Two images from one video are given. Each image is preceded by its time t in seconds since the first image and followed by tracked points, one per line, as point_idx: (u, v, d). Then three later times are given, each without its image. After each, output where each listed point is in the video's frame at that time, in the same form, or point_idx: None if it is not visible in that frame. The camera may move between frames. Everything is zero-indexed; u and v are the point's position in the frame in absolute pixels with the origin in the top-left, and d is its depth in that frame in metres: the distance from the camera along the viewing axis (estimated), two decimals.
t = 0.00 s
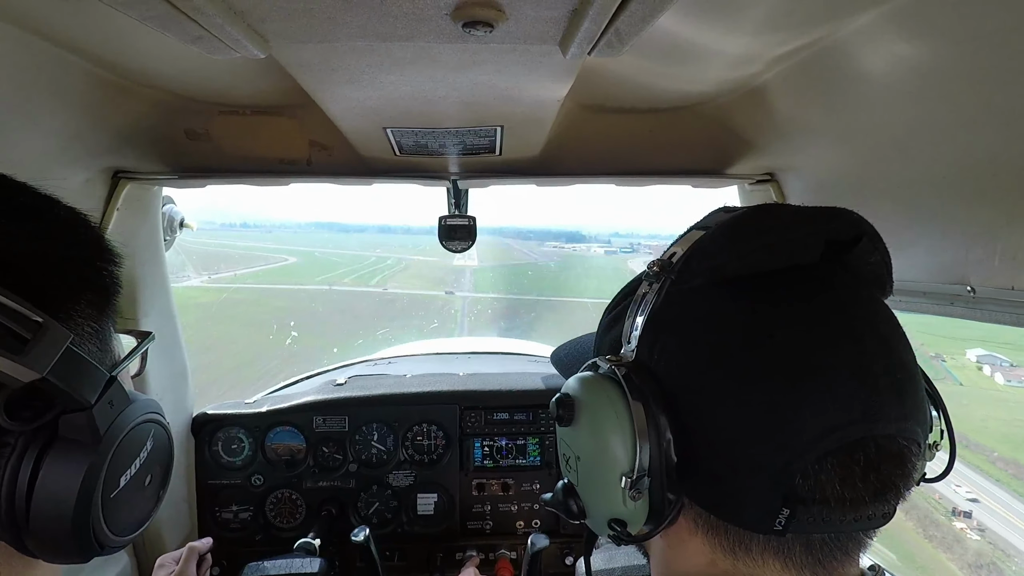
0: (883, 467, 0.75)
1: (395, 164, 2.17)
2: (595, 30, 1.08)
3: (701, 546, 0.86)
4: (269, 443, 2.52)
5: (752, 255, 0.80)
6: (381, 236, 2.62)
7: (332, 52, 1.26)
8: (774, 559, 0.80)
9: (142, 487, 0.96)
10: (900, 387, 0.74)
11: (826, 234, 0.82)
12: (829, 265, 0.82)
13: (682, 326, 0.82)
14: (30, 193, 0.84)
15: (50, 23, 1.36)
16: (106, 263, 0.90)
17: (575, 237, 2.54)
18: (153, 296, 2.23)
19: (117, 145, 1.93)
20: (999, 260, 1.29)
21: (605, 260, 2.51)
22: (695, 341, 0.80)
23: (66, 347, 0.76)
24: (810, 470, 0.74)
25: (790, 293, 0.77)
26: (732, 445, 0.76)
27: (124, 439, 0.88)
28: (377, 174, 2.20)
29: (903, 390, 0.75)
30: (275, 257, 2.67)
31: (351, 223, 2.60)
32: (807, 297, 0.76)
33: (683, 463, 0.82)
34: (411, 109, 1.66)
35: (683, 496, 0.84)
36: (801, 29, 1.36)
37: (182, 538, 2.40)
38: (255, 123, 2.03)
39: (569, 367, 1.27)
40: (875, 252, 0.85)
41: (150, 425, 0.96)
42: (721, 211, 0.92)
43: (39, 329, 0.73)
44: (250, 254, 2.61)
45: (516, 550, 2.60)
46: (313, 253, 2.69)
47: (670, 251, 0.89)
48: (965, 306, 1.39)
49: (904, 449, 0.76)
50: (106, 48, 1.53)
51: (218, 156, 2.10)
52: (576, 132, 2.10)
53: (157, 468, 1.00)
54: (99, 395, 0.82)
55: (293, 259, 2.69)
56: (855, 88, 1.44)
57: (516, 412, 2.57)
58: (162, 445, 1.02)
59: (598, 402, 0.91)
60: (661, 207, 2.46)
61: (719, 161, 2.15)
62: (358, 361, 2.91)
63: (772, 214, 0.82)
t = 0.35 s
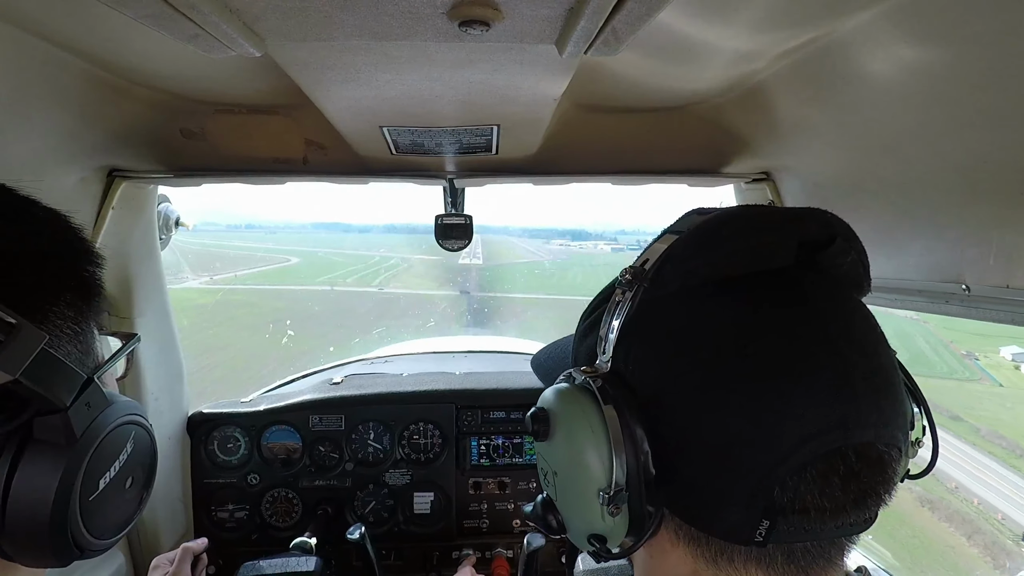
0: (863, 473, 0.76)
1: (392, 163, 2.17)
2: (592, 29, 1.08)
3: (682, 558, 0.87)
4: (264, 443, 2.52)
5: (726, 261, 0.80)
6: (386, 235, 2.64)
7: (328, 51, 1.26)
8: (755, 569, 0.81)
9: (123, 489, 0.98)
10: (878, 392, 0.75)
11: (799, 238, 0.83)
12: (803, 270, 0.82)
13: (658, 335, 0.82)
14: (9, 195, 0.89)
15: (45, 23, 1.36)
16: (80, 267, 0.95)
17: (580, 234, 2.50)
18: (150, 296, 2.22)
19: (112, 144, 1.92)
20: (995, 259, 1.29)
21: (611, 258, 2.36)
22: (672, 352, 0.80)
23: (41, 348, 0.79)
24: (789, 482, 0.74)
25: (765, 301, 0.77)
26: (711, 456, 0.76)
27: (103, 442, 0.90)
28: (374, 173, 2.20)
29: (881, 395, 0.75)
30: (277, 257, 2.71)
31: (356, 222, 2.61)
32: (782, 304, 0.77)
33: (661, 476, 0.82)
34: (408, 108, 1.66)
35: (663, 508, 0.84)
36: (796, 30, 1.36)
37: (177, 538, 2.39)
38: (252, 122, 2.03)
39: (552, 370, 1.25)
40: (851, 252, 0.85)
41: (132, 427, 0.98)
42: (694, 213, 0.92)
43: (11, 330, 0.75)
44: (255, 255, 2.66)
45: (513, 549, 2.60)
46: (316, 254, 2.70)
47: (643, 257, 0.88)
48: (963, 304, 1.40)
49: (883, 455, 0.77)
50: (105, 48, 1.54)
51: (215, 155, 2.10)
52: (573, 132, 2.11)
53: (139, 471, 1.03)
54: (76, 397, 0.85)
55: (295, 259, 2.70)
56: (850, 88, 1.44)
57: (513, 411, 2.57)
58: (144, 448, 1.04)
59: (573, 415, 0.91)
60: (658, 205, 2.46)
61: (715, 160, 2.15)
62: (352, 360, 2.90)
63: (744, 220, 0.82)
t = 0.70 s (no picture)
0: (858, 468, 0.77)
1: (389, 162, 2.16)
2: (590, 27, 1.08)
3: (680, 557, 0.87)
4: (263, 442, 2.52)
5: (719, 261, 0.80)
6: (394, 235, 2.60)
7: (326, 49, 1.26)
8: (755, 566, 0.81)
9: (117, 488, 0.98)
10: (871, 387, 0.75)
11: (791, 235, 0.82)
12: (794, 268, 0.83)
13: (653, 336, 0.82)
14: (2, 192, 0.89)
15: (39, 19, 1.35)
16: (74, 265, 0.95)
17: (590, 232, 2.45)
18: (148, 296, 2.22)
19: (109, 142, 1.91)
20: (992, 258, 1.30)
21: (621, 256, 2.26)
22: (667, 352, 0.80)
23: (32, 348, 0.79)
24: (787, 478, 0.74)
25: (760, 300, 0.77)
26: (710, 456, 0.76)
27: (95, 440, 0.90)
28: (372, 171, 2.21)
29: (874, 390, 0.76)
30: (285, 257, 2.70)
31: (365, 222, 2.60)
32: (776, 303, 0.76)
33: (659, 476, 0.83)
34: (406, 107, 1.66)
35: (662, 508, 0.84)
36: (794, 28, 1.36)
37: (175, 538, 2.39)
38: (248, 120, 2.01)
39: (541, 371, 1.25)
40: (840, 249, 0.86)
41: (124, 425, 0.98)
42: (685, 212, 0.91)
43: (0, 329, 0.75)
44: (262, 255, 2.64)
45: (511, 548, 2.60)
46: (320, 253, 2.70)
47: (636, 256, 0.88)
48: (959, 303, 1.41)
49: (878, 449, 0.77)
50: (102, 46, 1.53)
51: (211, 154, 2.09)
52: (570, 130, 2.10)
53: (132, 469, 1.03)
54: (67, 396, 0.85)
55: (301, 259, 2.70)
56: (849, 86, 1.44)
57: (511, 410, 2.57)
58: (138, 446, 1.04)
59: (571, 417, 0.91)
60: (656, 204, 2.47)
61: (713, 159, 2.16)
62: (349, 360, 2.90)
63: (736, 217, 0.81)
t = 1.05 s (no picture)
0: (851, 459, 0.76)
1: (390, 159, 2.16)
2: (592, 24, 1.08)
3: (678, 550, 0.87)
4: (264, 439, 2.53)
5: (709, 257, 0.80)
6: (404, 235, 2.58)
7: (326, 46, 1.26)
8: (751, 557, 0.81)
9: (117, 501, 0.98)
10: (861, 379, 0.75)
11: (781, 231, 0.83)
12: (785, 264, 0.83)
13: (647, 332, 0.82)
14: (4, 199, 0.90)
15: (38, 15, 1.35)
16: (76, 272, 0.95)
17: (602, 233, 2.34)
18: (149, 296, 2.23)
19: (109, 138, 1.91)
20: (994, 253, 1.29)
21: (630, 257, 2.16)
22: (660, 349, 0.80)
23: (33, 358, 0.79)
24: (779, 469, 0.74)
25: (750, 295, 0.77)
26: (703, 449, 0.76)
27: (96, 453, 0.91)
28: (373, 168, 2.21)
29: (865, 382, 0.76)
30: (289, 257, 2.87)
31: (374, 223, 2.59)
32: (766, 298, 0.77)
33: (654, 472, 0.83)
34: (407, 104, 1.66)
35: (658, 503, 0.85)
36: (795, 24, 1.35)
37: (175, 536, 2.39)
38: (249, 117, 2.01)
39: (542, 375, 1.26)
40: (828, 246, 0.85)
41: (126, 438, 0.99)
42: (678, 213, 0.92)
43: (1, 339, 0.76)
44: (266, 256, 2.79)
45: (512, 544, 2.61)
46: (323, 253, 2.81)
47: (630, 257, 0.89)
48: (960, 300, 1.40)
49: (871, 440, 0.77)
50: (102, 42, 1.53)
51: (210, 152, 2.09)
52: (571, 127, 2.10)
53: (133, 482, 1.03)
54: (67, 409, 0.84)
55: (304, 259, 2.85)
56: (849, 82, 1.44)
57: (512, 407, 2.58)
58: (139, 459, 1.04)
59: (568, 414, 0.91)
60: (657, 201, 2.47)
61: (714, 156, 2.15)
62: (353, 356, 2.91)
63: (723, 218, 0.83)
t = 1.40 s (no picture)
0: (855, 456, 0.76)
1: (395, 156, 2.16)
2: (597, 22, 1.07)
3: (681, 547, 0.87)
4: (270, 437, 2.54)
5: (713, 254, 0.80)
6: (408, 238, 2.56)
7: (331, 44, 1.26)
8: (754, 554, 0.81)
9: (126, 494, 0.99)
10: (865, 377, 0.75)
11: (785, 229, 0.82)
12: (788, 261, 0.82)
13: (650, 329, 0.82)
14: (4, 193, 0.88)
15: (45, 13, 1.36)
16: (85, 267, 0.96)
17: (609, 233, 2.37)
18: (156, 293, 2.23)
19: (116, 137, 1.92)
20: (1003, 252, 1.28)
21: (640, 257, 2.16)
22: (663, 345, 0.80)
23: (44, 352, 0.79)
24: (782, 465, 0.74)
25: (753, 292, 0.77)
26: (706, 446, 0.76)
27: (104, 446, 0.91)
28: (377, 166, 2.21)
29: (868, 379, 0.75)
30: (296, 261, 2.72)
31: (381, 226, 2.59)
32: (769, 295, 0.76)
33: (656, 467, 0.83)
34: (412, 102, 1.66)
35: (660, 498, 0.85)
36: (800, 22, 1.35)
37: (182, 535, 2.40)
38: (255, 117, 2.03)
39: (546, 371, 1.27)
40: (833, 245, 0.84)
41: (134, 431, 0.99)
42: (681, 210, 0.92)
43: (14, 333, 0.75)
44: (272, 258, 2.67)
45: (517, 542, 2.62)
46: (332, 255, 2.70)
47: (634, 254, 0.89)
48: (967, 299, 1.40)
49: (875, 437, 0.77)
50: (109, 41, 1.54)
51: (216, 150, 2.09)
52: (575, 125, 2.09)
53: (142, 475, 1.04)
54: (77, 401, 0.85)
55: (311, 263, 2.71)
56: (854, 80, 1.43)
57: (518, 406, 2.58)
58: (147, 451, 1.05)
59: (571, 409, 0.92)
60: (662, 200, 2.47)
61: (719, 154, 2.15)
62: (359, 355, 2.98)
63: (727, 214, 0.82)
